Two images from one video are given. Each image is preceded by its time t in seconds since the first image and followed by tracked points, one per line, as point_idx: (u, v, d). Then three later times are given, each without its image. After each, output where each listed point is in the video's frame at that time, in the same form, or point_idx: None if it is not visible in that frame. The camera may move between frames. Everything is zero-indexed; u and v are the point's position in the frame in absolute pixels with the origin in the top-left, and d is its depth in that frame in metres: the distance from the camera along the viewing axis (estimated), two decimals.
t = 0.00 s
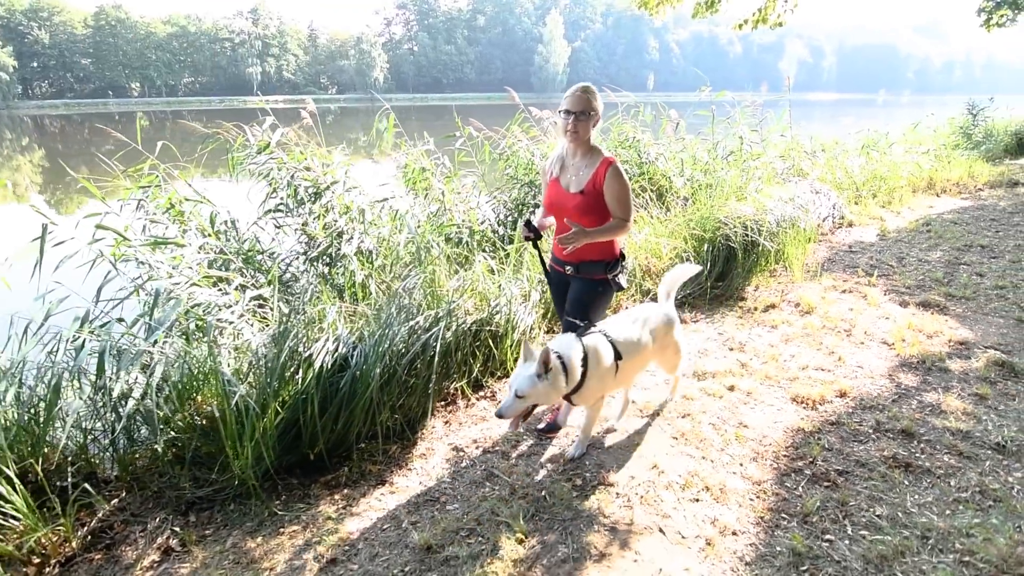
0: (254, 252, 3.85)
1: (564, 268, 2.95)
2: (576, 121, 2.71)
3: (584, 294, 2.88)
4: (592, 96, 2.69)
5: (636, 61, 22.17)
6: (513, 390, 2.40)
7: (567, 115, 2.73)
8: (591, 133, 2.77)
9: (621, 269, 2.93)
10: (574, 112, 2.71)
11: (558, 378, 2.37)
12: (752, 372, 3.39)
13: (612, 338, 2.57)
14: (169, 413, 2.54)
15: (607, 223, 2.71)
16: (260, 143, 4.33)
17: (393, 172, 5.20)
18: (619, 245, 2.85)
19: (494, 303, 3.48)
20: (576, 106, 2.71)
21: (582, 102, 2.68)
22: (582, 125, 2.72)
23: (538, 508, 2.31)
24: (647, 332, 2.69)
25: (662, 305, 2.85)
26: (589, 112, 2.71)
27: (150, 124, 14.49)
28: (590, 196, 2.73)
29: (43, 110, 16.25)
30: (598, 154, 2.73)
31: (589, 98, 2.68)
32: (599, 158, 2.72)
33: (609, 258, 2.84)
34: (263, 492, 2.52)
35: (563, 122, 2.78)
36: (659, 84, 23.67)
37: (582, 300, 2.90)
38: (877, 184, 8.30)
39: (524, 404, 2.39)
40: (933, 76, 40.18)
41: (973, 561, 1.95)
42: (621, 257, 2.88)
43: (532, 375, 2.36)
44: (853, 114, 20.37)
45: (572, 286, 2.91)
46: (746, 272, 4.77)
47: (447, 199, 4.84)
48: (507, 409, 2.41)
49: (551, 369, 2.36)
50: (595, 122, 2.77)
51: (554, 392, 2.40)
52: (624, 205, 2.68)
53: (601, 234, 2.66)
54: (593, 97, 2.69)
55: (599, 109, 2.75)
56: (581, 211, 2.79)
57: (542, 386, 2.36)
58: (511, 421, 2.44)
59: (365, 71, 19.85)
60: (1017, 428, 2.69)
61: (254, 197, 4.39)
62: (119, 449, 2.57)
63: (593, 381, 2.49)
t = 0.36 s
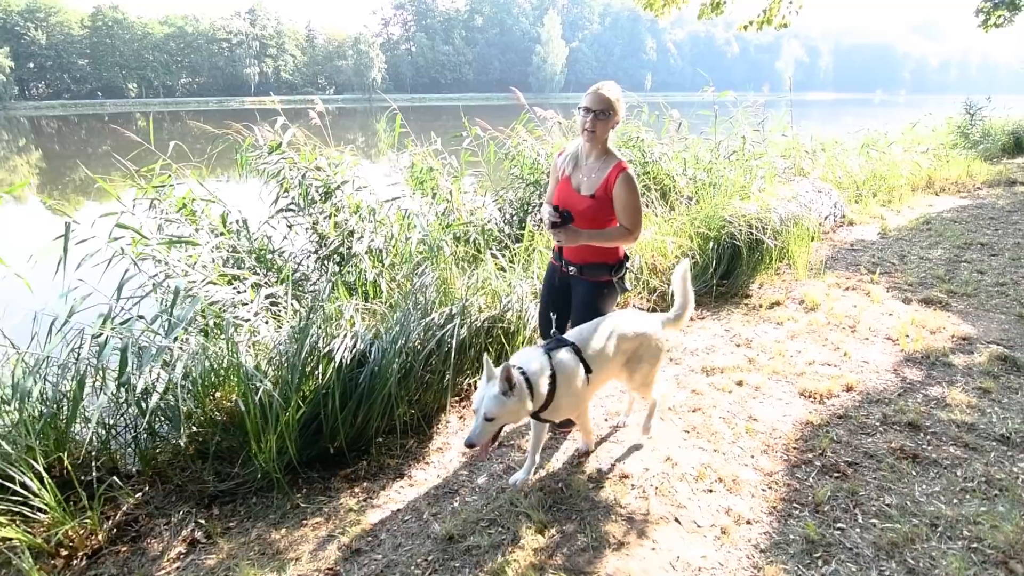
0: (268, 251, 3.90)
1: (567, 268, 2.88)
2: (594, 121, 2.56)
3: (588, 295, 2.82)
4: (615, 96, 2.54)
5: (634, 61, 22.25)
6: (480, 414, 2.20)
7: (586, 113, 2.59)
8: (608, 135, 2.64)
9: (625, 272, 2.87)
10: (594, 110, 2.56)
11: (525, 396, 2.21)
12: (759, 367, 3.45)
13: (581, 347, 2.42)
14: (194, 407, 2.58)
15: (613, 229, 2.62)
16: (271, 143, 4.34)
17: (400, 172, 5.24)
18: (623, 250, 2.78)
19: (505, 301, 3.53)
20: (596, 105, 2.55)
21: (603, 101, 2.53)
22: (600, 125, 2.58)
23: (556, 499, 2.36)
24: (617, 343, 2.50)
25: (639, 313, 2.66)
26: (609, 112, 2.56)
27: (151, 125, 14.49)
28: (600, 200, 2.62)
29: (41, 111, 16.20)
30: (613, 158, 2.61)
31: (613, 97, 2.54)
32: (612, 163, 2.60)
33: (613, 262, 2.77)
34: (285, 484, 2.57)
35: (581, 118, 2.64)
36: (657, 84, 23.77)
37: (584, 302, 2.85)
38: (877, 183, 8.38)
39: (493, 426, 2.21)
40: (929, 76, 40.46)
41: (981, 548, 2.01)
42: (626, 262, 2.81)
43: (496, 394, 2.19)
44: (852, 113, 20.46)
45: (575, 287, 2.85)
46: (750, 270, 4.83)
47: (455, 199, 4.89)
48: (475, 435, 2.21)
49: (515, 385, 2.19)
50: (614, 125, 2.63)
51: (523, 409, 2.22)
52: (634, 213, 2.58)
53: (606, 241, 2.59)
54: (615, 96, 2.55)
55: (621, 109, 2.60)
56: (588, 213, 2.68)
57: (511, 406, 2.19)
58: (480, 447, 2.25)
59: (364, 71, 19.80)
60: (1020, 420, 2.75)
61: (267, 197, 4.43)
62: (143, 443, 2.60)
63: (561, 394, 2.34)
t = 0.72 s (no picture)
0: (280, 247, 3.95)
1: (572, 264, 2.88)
2: (606, 119, 2.63)
3: (595, 290, 2.84)
4: (628, 95, 2.63)
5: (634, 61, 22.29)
6: (470, 403, 2.16)
7: (599, 110, 2.65)
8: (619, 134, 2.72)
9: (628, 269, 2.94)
10: (609, 107, 2.63)
11: (513, 382, 2.21)
12: (765, 361, 3.52)
13: (574, 347, 2.42)
14: (215, 396, 2.65)
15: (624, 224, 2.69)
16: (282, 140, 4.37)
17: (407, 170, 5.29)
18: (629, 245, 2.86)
19: (515, 296, 3.59)
20: (608, 103, 2.62)
21: (618, 99, 2.61)
22: (613, 122, 2.66)
23: (570, 486, 2.43)
24: (611, 342, 2.48)
25: (637, 315, 2.65)
26: (622, 111, 2.64)
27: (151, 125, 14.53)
28: (614, 196, 2.69)
29: (40, 111, 16.17)
30: (626, 156, 2.70)
31: (627, 96, 2.63)
32: (625, 160, 2.69)
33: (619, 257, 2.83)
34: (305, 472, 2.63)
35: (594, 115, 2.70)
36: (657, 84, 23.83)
37: (590, 297, 2.86)
38: (877, 182, 8.46)
39: (482, 416, 2.17)
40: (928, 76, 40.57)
41: (985, 531, 2.07)
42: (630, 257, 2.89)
43: (486, 381, 2.17)
44: (851, 112, 20.50)
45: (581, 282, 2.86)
46: (754, 266, 4.90)
47: (462, 196, 4.94)
48: (464, 425, 2.15)
49: (504, 372, 2.19)
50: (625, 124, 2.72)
51: (512, 398, 2.21)
52: (646, 210, 2.67)
53: (619, 234, 2.64)
54: (629, 96, 2.64)
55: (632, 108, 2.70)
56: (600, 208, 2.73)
57: (501, 392, 2.17)
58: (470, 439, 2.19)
59: (364, 71, 19.82)
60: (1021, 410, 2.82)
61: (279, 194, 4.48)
62: (162, 434, 2.64)
63: (552, 390, 2.33)
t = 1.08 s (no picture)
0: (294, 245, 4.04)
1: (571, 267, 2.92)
2: (598, 120, 2.65)
3: (596, 291, 2.91)
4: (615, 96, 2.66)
5: (633, 61, 22.39)
6: (484, 373, 2.17)
7: (589, 112, 2.66)
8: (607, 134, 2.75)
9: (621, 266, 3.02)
10: (599, 109, 2.65)
11: (529, 357, 2.24)
12: (770, 354, 3.62)
13: (587, 345, 2.46)
14: (240, 387, 2.73)
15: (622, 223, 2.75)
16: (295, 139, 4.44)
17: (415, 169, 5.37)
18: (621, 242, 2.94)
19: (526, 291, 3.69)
20: (598, 104, 2.64)
21: (608, 101, 2.64)
22: (604, 123, 2.68)
23: (584, 472, 2.52)
24: (621, 344, 2.52)
25: (646, 318, 2.69)
26: (611, 111, 2.67)
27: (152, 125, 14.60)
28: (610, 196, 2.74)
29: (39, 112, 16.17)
30: (617, 156, 2.76)
31: (615, 96, 2.67)
32: (617, 159, 2.75)
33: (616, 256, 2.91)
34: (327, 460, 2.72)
35: (583, 117, 2.71)
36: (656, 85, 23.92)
37: (593, 298, 2.94)
38: (877, 181, 8.56)
39: (496, 387, 2.17)
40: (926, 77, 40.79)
41: (983, 512, 2.17)
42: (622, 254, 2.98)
43: (503, 352, 2.19)
44: (850, 113, 20.60)
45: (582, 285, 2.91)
46: (757, 263, 5.01)
47: (471, 195, 5.03)
48: (477, 395, 2.16)
49: (520, 346, 2.20)
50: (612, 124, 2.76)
51: (525, 374, 2.23)
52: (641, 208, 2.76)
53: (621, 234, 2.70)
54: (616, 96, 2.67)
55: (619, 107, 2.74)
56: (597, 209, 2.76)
57: (516, 366, 2.19)
58: (480, 410, 2.17)
59: (364, 71, 19.85)
60: (1018, 399, 2.92)
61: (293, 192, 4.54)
62: (188, 425, 2.72)
63: (563, 379, 2.35)
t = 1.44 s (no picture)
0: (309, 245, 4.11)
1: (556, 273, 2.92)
2: (571, 123, 2.64)
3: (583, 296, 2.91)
4: (586, 95, 2.64)
5: (633, 61, 22.45)
6: (510, 365, 2.26)
7: (561, 115, 2.65)
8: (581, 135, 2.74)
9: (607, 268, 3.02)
10: (570, 111, 2.64)
11: (553, 352, 2.32)
12: (778, 350, 3.69)
13: (604, 341, 2.53)
14: (263, 381, 2.79)
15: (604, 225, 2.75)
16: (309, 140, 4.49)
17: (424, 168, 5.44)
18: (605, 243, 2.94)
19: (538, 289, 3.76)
20: (570, 106, 2.64)
21: (578, 102, 2.62)
22: (577, 125, 2.67)
23: (600, 464, 2.59)
24: (637, 339, 2.59)
25: (661, 315, 2.76)
26: (583, 112, 2.65)
27: (152, 125, 14.64)
28: (589, 198, 2.73)
29: (40, 112, 16.20)
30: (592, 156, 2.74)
31: (586, 96, 2.65)
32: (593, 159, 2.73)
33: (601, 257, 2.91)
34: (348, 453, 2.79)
35: (555, 120, 2.70)
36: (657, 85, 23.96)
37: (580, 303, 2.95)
38: (879, 181, 8.62)
39: (521, 379, 2.26)
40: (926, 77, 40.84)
41: (989, 502, 2.24)
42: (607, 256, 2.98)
43: (528, 346, 2.26)
44: (851, 113, 20.64)
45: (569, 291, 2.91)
46: (763, 262, 5.07)
47: (480, 194, 5.09)
48: (503, 386, 2.24)
49: (545, 341, 2.28)
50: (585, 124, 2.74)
51: (549, 368, 2.31)
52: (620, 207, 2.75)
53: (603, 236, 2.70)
54: (587, 96, 2.65)
55: (591, 107, 2.72)
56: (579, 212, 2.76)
57: (540, 360, 2.27)
58: (505, 401, 2.25)
59: (365, 71, 19.90)
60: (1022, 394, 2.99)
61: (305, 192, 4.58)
62: (211, 418, 2.77)
63: (582, 375, 2.42)
